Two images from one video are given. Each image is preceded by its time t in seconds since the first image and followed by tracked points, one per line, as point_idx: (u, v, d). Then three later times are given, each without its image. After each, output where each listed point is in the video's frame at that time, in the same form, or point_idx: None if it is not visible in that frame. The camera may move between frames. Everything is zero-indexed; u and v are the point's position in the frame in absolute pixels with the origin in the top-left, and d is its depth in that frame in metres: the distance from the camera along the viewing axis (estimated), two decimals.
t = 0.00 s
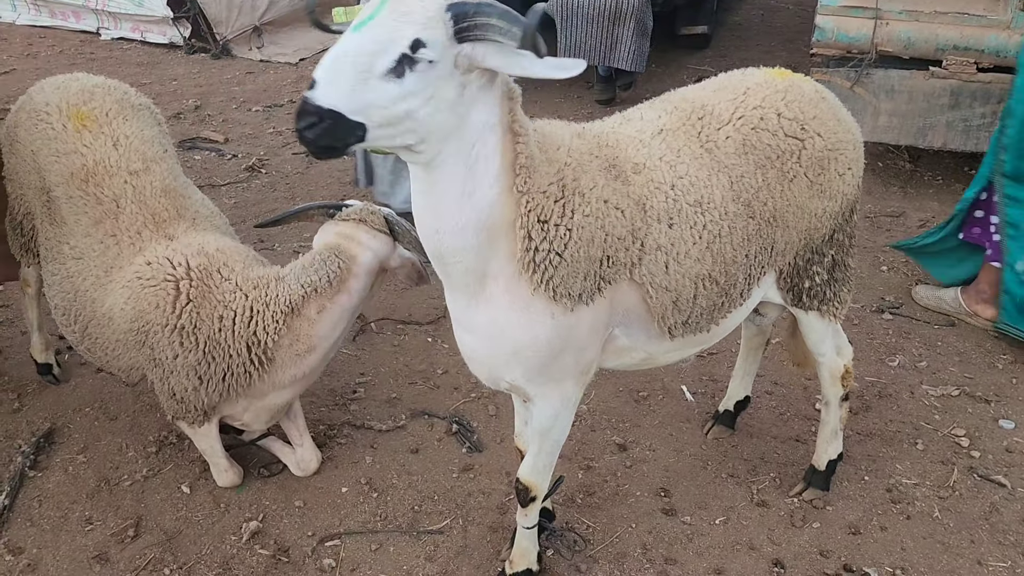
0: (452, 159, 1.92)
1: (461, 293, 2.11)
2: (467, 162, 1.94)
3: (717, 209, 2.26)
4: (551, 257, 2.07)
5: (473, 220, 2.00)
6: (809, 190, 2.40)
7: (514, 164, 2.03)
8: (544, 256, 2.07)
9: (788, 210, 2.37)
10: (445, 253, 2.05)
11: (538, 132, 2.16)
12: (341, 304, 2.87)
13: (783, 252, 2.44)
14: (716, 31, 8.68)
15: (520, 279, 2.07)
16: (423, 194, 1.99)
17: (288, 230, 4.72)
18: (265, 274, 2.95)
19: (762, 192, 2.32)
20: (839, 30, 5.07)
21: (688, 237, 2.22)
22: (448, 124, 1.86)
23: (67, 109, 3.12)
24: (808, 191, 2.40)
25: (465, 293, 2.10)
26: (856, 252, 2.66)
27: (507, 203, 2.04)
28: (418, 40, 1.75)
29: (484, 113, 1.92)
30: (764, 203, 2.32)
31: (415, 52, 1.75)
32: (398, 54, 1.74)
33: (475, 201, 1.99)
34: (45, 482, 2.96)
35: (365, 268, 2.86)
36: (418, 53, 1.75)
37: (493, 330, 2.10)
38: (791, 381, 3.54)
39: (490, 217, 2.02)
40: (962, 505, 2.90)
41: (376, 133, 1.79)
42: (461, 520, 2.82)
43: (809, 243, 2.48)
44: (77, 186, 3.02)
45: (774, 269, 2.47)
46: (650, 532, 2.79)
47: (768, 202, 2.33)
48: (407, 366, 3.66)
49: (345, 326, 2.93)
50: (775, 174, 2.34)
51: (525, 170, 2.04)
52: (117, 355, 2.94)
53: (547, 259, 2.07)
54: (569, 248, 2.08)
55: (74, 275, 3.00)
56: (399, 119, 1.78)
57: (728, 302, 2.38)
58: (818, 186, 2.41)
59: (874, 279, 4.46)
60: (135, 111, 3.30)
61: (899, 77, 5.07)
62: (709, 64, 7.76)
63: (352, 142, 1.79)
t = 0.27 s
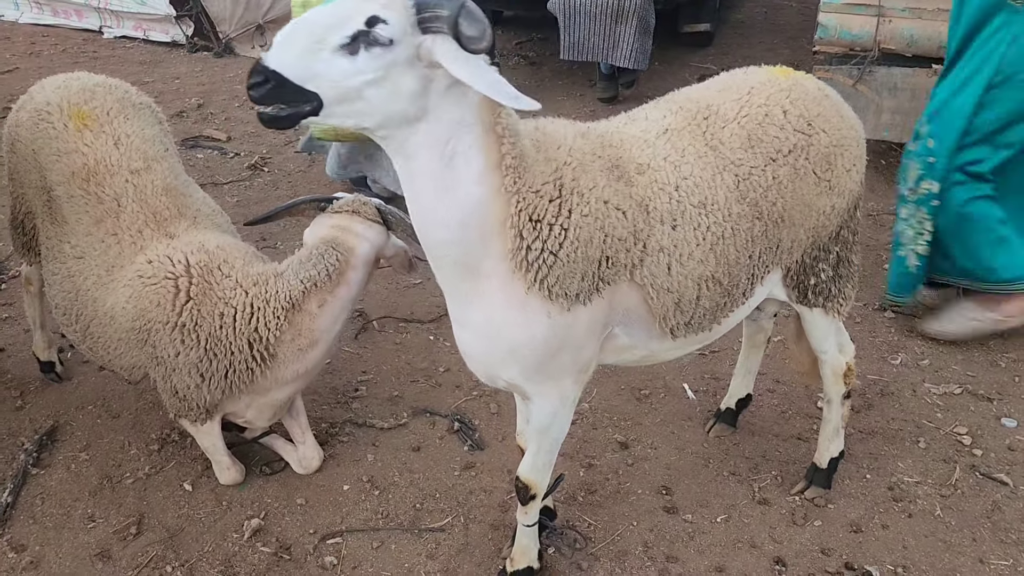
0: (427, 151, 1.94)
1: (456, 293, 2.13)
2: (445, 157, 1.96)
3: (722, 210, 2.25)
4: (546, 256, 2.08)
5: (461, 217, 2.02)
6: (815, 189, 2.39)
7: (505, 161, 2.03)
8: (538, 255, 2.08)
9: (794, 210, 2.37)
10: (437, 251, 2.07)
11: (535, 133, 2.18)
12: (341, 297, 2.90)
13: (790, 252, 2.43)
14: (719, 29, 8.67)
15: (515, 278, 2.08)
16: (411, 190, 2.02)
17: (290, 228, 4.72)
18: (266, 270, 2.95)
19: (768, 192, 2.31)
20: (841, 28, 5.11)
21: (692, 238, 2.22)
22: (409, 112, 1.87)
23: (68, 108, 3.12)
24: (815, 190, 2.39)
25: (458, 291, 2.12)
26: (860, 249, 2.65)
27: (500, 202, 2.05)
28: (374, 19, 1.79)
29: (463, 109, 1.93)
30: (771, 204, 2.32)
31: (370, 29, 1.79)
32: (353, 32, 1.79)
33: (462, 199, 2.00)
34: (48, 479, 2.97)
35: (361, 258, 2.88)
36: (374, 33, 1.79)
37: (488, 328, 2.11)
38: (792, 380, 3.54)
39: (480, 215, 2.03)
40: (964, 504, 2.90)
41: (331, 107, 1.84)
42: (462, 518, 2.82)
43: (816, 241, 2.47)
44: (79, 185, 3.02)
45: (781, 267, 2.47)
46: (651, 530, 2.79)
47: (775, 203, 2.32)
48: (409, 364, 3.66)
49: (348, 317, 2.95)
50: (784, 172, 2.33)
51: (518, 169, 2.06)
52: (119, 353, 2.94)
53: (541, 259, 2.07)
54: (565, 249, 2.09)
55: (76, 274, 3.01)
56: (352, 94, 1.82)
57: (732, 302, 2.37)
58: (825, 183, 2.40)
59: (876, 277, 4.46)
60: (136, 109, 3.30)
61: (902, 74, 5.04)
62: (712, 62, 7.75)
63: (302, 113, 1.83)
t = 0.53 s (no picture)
0: (400, 151, 2.02)
1: (454, 290, 2.18)
2: (419, 157, 2.03)
3: (728, 210, 2.24)
4: (540, 255, 2.10)
5: (447, 216, 2.08)
6: (824, 187, 2.38)
7: (492, 161, 2.08)
8: (531, 253, 2.10)
9: (803, 208, 2.35)
10: (431, 247, 2.13)
11: (533, 133, 2.23)
12: (341, 292, 2.92)
13: (798, 250, 2.42)
14: (722, 27, 8.67)
15: (510, 276, 2.11)
16: (401, 192, 2.09)
17: (293, 227, 4.73)
18: (266, 267, 2.95)
19: (777, 191, 2.29)
20: (844, 27, 5.09)
21: (697, 238, 2.21)
22: (370, 114, 1.94)
23: (71, 108, 3.12)
24: (823, 188, 2.38)
25: (455, 289, 2.17)
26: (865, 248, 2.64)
27: (490, 202, 2.10)
28: (324, 24, 1.86)
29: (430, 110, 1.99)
30: (780, 203, 2.30)
31: (319, 33, 1.86)
32: (305, 35, 1.87)
33: (449, 198, 2.07)
34: (51, 477, 2.98)
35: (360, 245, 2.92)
36: (324, 36, 1.86)
37: (485, 326, 2.14)
38: (795, 378, 3.54)
39: (467, 215, 2.08)
40: (966, 502, 2.90)
41: (292, 108, 1.93)
42: (465, 516, 2.83)
43: (823, 240, 2.46)
44: (81, 185, 3.03)
45: (789, 266, 2.46)
46: (653, 528, 2.79)
47: (784, 202, 2.30)
48: (412, 362, 3.67)
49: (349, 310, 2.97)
50: (793, 170, 2.31)
51: (507, 169, 2.10)
52: (122, 353, 2.95)
53: (534, 257, 2.10)
54: (560, 247, 2.10)
55: (78, 274, 3.02)
56: (305, 94, 1.91)
57: (738, 301, 2.36)
58: (833, 182, 2.39)
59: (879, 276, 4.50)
60: (138, 109, 3.30)
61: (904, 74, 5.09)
62: (715, 60, 7.75)
63: (265, 113, 1.94)
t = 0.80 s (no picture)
0: (394, 151, 2.08)
1: (455, 288, 2.22)
2: (411, 156, 2.08)
3: (737, 212, 2.24)
4: (538, 254, 2.11)
5: (444, 215, 2.11)
6: (833, 189, 2.37)
7: (485, 159, 2.11)
8: (528, 253, 2.11)
9: (813, 210, 2.35)
10: (431, 245, 2.18)
11: (535, 133, 2.24)
12: (342, 286, 2.92)
13: (807, 252, 2.41)
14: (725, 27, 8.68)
15: (508, 274, 2.13)
16: (400, 191, 2.14)
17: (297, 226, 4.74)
18: (269, 266, 2.96)
19: (786, 194, 2.29)
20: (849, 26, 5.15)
21: (703, 241, 2.21)
22: (357, 116, 2.01)
23: (76, 108, 3.13)
24: (832, 190, 2.37)
25: (457, 287, 2.21)
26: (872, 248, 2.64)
27: (488, 200, 2.12)
28: (308, 28, 1.96)
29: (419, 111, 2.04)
30: (789, 205, 2.30)
31: (304, 37, 1.96)
32: (291, 41, 1.97)
33: (444, 196, 2.10)
34: (56, 475, 2.99)
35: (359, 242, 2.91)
36: (308, 41, 1.96)
37: (485, 325, 2.16)
38: (797, 378, 3.54)
39: (463, 213, 2.11)
40: (969, 502, 2.90)
41: (282, 109, 2.01)
42: (468, 515, 2.84)
43: (831, 242, 2.46)
44: (86, 185, 3.04)
45: (796, 267, 2.45)
46: (656, 527, 2.80)
47: (792, 204, 2.30)
48: (415, 361, 3.68)
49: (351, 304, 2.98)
50: (802, 173, 2.31)
51: (503, 168, 2.13)
52: (127, 352, 2.97)
53: (531, 256, 2.11)
54: (559, 247, 2.11)
55: (83, 273, 3.03)
56: (294, 97, 1.99)
57: (744, 304, 2.36)
58: (841, 184, 2.38)
59: (882, 276, 4.56)
60: (143, 109, 3.31)
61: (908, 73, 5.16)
62: (718, 60, 7.75)
63: (257, 116, 2.03)
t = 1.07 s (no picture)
0: (395, 149, 2.10)
1: (459, 285, 2.24)
2: (412, 154, 2.10)
3: (744, 215, 2.24)
4: (537, 253, 2.13)
5: (445, 212, 2.14)
6: (840, 192, 2.37)
7: (484, 158, 2.13)
8: (527, 252, 2.13)
9: (820, 213, 2.35)
10: (433, 242, 2.20)
11: (538, 133, 2.25)
12: (344, 286, 2.91)
13: (814, 255, 2.42)
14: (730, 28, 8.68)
15: (509, 273, 2.15)
16: (403, 190, 2.18)
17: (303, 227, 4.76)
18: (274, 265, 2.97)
19: (793, 197, 2.29)
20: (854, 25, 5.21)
21: (709, 243, 2.21)
22: (357, 113, 2.03)
23: (83, 109, 3.15)
24: (839, 193, 2.37)
25: (460, 286, 2.24)
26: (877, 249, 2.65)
27: (489, 199, 2.14)
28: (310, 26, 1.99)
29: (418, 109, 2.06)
30: (796, 208, 2.30)
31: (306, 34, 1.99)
32: (292, 39, 2.00)
33: (444, 195, 2.13)
34: (63, 474, 3.01)
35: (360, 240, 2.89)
36: (307, 40, 1.99)
37: (487, 323, 2.19)
38: (802, 378, 3.55)
39: (463, 212, 2.14)
40: (973, 503, 2.90)
41: (285, 107, 2.04)
42: (472, 514, 2.85)
43: (836, 243, 2.46)
44: (93, 185, 3.06)
45: (803, 270, 2.46)
46: (660, 527, 2.80)
47: (800, 207, 2.30)
48: (420, 361, 3.69)
49: (356, 304, 2.97)
50: (809, 176, 2.31)
51: (502, 167, 2.15)
52: (134, 352, 2.98)
53: (530, 255, 2.13)
54: (558, 248, 2.13)
55: (90, 273, 3.05)
56: (297, 93, 2.01)
57: (751, 307, 2.36)
58: (848, 186, 2.39)
59: (887, 277, 4.58)
60: (150, 110, 3.33)
61: (912, 74, 5.20)
62: (723, 61, 7.76)
63: (263, 110, 2.06)
